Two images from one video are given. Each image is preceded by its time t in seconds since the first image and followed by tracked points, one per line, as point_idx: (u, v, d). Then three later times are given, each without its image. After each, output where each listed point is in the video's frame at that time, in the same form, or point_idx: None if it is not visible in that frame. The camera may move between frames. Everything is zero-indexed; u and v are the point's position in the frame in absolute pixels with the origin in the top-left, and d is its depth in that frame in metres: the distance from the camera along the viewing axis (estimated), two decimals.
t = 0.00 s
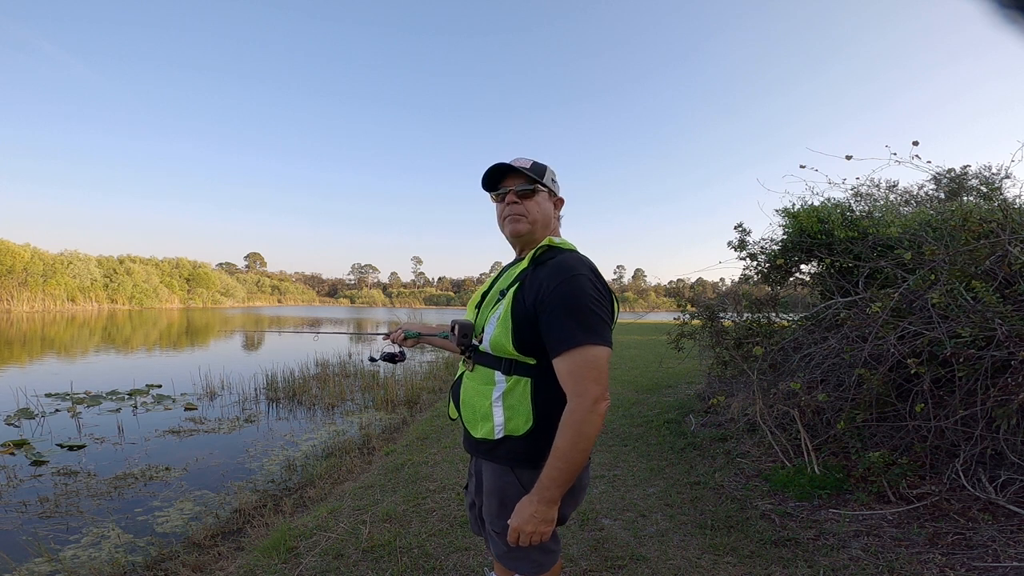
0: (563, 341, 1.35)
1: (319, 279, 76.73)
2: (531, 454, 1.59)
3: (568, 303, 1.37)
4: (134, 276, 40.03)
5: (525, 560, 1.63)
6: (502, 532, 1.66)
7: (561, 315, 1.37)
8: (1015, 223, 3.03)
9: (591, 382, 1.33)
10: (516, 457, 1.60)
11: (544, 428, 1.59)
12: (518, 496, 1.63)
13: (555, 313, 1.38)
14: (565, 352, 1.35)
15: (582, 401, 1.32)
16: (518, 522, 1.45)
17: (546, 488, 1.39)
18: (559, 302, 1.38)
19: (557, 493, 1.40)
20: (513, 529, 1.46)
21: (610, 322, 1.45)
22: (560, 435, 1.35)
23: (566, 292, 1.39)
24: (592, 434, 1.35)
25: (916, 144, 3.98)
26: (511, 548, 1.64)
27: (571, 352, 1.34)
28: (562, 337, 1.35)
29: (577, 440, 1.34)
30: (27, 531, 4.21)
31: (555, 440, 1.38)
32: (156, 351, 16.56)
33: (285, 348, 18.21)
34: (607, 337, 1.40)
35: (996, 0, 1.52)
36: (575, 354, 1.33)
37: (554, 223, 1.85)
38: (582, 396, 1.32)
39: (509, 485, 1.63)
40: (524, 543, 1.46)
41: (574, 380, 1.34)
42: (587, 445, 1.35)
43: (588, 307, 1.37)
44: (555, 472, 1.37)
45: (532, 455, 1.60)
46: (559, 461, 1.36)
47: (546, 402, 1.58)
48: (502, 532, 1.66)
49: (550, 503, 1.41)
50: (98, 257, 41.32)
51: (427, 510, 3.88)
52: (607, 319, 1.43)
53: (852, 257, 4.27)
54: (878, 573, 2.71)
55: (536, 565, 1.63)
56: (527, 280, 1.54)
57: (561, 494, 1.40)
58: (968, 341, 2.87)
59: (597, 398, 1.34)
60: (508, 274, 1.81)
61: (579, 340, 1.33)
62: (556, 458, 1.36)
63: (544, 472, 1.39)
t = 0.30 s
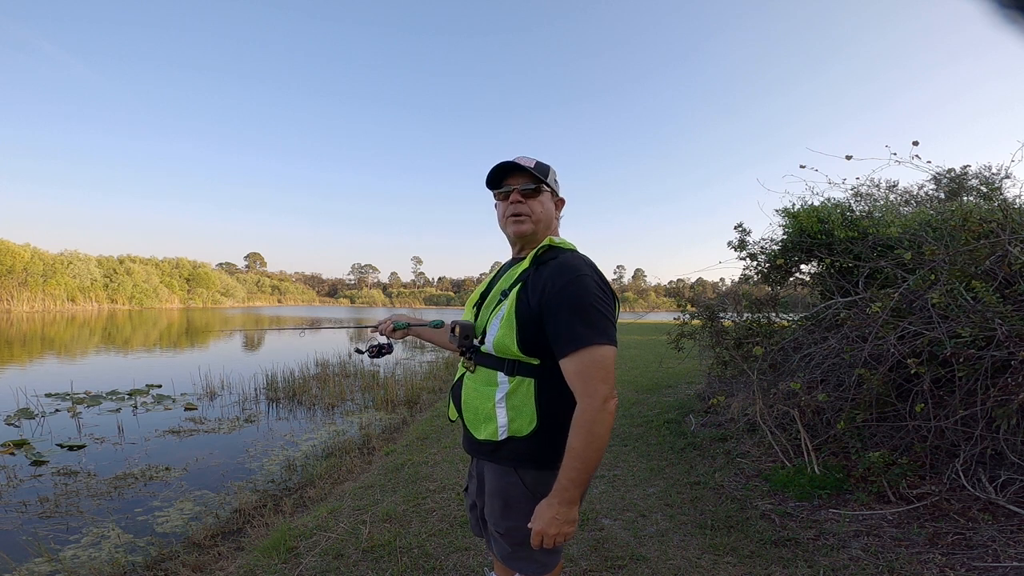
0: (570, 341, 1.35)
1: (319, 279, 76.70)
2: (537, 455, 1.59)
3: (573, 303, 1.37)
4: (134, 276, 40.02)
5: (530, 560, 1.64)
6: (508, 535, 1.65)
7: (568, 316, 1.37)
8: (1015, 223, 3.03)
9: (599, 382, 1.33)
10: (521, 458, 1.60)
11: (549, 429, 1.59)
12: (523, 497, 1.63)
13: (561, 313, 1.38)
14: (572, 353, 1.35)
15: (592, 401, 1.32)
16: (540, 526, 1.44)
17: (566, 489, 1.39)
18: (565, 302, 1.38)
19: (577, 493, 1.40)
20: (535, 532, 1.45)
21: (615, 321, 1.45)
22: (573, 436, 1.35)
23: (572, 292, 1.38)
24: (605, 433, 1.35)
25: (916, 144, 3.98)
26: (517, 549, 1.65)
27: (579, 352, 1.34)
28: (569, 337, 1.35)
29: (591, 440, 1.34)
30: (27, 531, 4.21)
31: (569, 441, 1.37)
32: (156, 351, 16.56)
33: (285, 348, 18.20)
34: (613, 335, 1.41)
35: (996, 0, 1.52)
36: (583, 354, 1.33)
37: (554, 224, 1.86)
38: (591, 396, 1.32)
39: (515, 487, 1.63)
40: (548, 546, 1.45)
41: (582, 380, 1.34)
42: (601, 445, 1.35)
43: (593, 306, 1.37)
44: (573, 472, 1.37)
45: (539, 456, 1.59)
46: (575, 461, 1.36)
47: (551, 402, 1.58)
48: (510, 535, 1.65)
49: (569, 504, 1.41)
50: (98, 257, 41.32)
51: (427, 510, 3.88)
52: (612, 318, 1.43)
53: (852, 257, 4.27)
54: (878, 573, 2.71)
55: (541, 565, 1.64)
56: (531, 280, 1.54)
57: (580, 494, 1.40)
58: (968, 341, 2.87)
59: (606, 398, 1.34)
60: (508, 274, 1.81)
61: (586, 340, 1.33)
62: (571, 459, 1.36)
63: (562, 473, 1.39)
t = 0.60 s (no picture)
0: (572, 340, 1.35)
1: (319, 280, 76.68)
2: (538, 455, 1.59)
3: (575, 302, 1.37)
4: (134, 276, 40.02)
5: (533, 560, 1.64)
6: (509, 535, 1.65)
7: (569, 315, 1.37)
8: (1015, 223, 3.02)
9: (601, 381, 1.33)
10: (522, 458, 1.60)
11: (551, 428, 1.59)
12: (523, 498, 1.63)
13: (563, 312, 1.38)
14: (574, 352, 1.35)
15: (594, 400, 1.32)
16: (543, 525, 1.44)
17: (568, 488, 1.39)
18: (566, 301, 1.38)
19: (580, 493, 1.40)
20: (537, 532, 1.45)
21: (616, 320, 1.45)
22: (576, 435, 1.35)
23: (572, 292, 1.38)
24: (608, 431, 1.35)
25: (916, 144, 3.97)
26: (518, 548, 1.65)
27: (581, 352, 1.34)
28: (570, 336, 1.35)
29: (594, 439, 1.34)
30: (27, 531, 4.21)
31: (572, 440, 1.37)
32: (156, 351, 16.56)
33: (285, 348, 18.21)
34: (614, 334, 1.40)
35: (996, 0, 1.52)
36: (584, 354, 1.33)
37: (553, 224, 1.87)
38: (594, 395, 1.32)
39: (516, 487, 1.63)
40: (550, 545, 1.45)
41: (585, 380, 1.34)
42: (603, 444, 1.35)
43: (595, 305, 1.37)
44: (576, 471, 1.37)
45: (540, 456, 1.59)
46: (578, 460, 1.36)
47: (553, 401, 1.58)
48: (511, 535, 1.65)
49: (571, 503, 1.41)
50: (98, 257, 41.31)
51: (427, 510, 3.88)
52: (613, 316, 1.43)
53: (852, 257, 4.27)
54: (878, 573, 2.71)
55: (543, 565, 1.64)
56: (531, 280, 1.54)
57: (583, 494, 1.40)
58: (968, 341, 2.87)
59: (608, 396, 1.34)
60: (507, 274, 1.80)
61: (587, 338, 1.33)
62: (574, 458, 1.36)
63: (565, 472, 1.39)
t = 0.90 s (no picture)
0: (573, 341, 1.35)
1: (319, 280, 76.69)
2: (537, 455, 1.59)
3: (576, 303, 1.37)
4: (134, 276, 40.02)
5: (532, 561, 1.63)
6: (507, 535, 1.65)
7: (570, 316, 1.36)
8: (1015, 223, 3.02)
9: (601, 383, 1.33)
10: (520, 459, 1.60)
11: (550, 430, 1.59)
12: (521, 498, 1.63)
13: (564, 313, 1.38)
14: (574, 353, 1.35)
15: (593, 401, 1.32)
16: (535, 526, 1.44)
17: (562, 489, 1.39)
18: (567, 302, 1.38)
19: (575, 494, 1.40)
20: (530, 533, 1.45)
21: (617, 322, 1.45)
22: (573, 436, 1.35)
23: (573, 293, 1.38)
24: (606, 433, 1.35)
25: (916, 144, 3.98)
26: (517, 548, 1.65)
27: (581, 353, 1.34)
28: (571, 337, 1.35)
29: (591, 440, 1.34)
30: (27, 531, 4.21)
31: (569, 441, 1.37)
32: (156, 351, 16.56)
33: (285, 348, 18.20)
34: (615, 336, 1.40)
35: (996, 0, 1.52)
36: (584, 355, 1.33)
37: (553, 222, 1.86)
38: (593, 397, 1.32)
39: (515, 488, 1.63)
40: (541, 546, 1.45)
41: (584, 381, 1.34)
42: (601, 446, 1.35)
43: (595, 307, 1.37)
44: (571, 473, 1.37)
45: (539, 457, 1.59)
46: (574, 461, 1.36)
47: (552, 402, 1.58)
48: (508, 536, 1.65)
49: (565, 504, 1.41)
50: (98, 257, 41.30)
51: (427, 510, 3.88)
52: (614, 318, 1.43)
53: (852, 257, 4.27)
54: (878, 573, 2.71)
55: (542, 566, 1.64)
56: (532, 281, 1.54)
57: (577, 495, 1.40)
58: (968, 341, 2.87)
59: (607, 398, 1.33)
60: (508, 275, 1.80)
61: (587, 339, 1.33)
62: (571, 459, 1.36)
63: (560, 473, 1.39)
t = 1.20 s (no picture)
0: (572, 341, 1.35)
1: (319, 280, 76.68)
2: (537, 455, 1.59)
3: (575, 303, 1.37)
4: (134, 276, 40.02)
5: (532, 561, 1.64)
6: (506, 535, 1.65)
7: (570, 315, 1.37)
8: (1015, 223, 3.02)
9: (600, 384, 1.33)
10: (519, 459, 1.60)
11: (549, 430, 1.59)
12: (520, 498, 1.63)
13: (563, 312, 1.38)
14: (573, 353, 1.35)
15: (592, 401, 1.32)
16: (534, 527, 1.44)
17: (561, 490, 1.39)
18: (567, 302, 1.38)
19: (574, 494, 1.40)
20: (529, 533, 1.45)
21: (616, 323, 1.45)
22: (572, 437, 1.35)
23: (573, 292, 1.38)
24: (605, 433, 1.35)
25: (916, 144, 3.97)
26: (517, 548, 1.65)
27: (580, 353, 1.34)
28: (570, 336, 1.35)
29: (590, 441, 1.34)
30: (27, 531, 4.21)
31: (567, 442, 1.37)
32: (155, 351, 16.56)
33: (285, 348, 18.21)
34: (614, 336, 1.40)
35: (996, 0, 1.52)
36: (583, 355, 1.33)
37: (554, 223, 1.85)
38: (592, 397, 1.32)
39: (513, 487, 1.63)
40: (541, 547, 1.45)
41: (583, 382, 1.34)
42: (599, 447, 1.35)
43: (595, 307, 1.37)
44: (570, 473, 1.37)
45: (538, 457, 1.59)
46: (573, 462, 1.36)
47: (550, 402, 1.58)
48: (508, 536, 1.65)
49: (564, 504, 1.41)
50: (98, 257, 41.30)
51: (427, 510, 3.88)
52: (613, 319, 1.43)
53: (852, 257, 4.28)
54: (878, 573, 2.71)
55: (542, 566, 1.64)
56: (532, 281, 1.54)
57: (576, 496, 1.40)
58: (968, 341, 2.87)
59: (606, 399, 1.34)
60: (508, 275, 1.80)
61: (587, 340, 1.33)
62: (570, 459, 1.36)
63: (559, 474, 1.39)
